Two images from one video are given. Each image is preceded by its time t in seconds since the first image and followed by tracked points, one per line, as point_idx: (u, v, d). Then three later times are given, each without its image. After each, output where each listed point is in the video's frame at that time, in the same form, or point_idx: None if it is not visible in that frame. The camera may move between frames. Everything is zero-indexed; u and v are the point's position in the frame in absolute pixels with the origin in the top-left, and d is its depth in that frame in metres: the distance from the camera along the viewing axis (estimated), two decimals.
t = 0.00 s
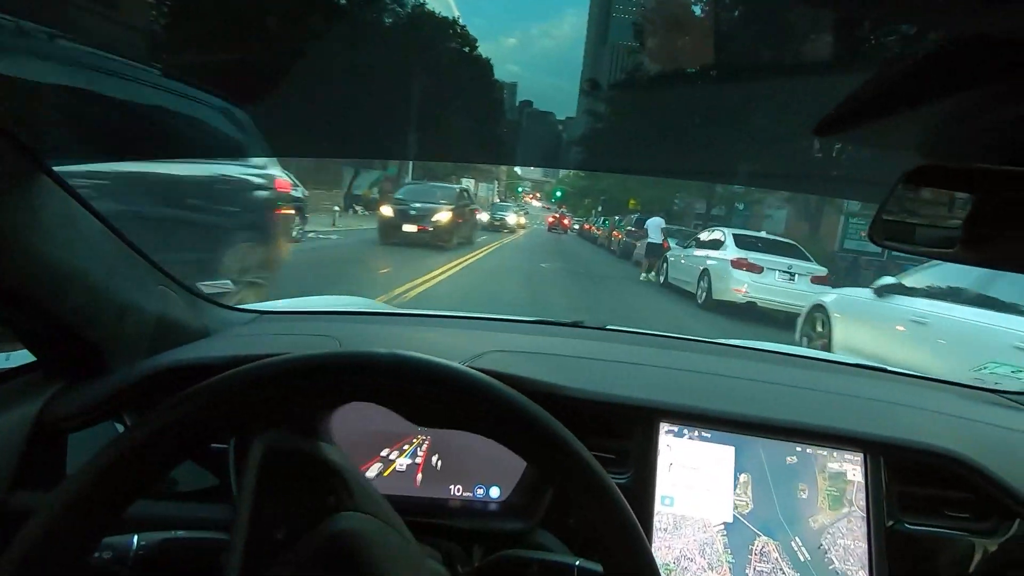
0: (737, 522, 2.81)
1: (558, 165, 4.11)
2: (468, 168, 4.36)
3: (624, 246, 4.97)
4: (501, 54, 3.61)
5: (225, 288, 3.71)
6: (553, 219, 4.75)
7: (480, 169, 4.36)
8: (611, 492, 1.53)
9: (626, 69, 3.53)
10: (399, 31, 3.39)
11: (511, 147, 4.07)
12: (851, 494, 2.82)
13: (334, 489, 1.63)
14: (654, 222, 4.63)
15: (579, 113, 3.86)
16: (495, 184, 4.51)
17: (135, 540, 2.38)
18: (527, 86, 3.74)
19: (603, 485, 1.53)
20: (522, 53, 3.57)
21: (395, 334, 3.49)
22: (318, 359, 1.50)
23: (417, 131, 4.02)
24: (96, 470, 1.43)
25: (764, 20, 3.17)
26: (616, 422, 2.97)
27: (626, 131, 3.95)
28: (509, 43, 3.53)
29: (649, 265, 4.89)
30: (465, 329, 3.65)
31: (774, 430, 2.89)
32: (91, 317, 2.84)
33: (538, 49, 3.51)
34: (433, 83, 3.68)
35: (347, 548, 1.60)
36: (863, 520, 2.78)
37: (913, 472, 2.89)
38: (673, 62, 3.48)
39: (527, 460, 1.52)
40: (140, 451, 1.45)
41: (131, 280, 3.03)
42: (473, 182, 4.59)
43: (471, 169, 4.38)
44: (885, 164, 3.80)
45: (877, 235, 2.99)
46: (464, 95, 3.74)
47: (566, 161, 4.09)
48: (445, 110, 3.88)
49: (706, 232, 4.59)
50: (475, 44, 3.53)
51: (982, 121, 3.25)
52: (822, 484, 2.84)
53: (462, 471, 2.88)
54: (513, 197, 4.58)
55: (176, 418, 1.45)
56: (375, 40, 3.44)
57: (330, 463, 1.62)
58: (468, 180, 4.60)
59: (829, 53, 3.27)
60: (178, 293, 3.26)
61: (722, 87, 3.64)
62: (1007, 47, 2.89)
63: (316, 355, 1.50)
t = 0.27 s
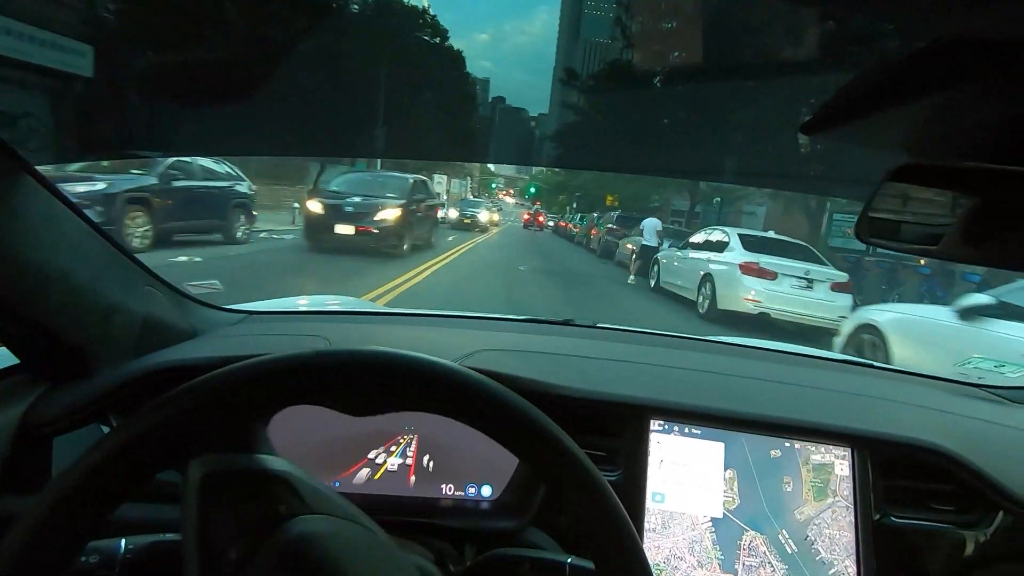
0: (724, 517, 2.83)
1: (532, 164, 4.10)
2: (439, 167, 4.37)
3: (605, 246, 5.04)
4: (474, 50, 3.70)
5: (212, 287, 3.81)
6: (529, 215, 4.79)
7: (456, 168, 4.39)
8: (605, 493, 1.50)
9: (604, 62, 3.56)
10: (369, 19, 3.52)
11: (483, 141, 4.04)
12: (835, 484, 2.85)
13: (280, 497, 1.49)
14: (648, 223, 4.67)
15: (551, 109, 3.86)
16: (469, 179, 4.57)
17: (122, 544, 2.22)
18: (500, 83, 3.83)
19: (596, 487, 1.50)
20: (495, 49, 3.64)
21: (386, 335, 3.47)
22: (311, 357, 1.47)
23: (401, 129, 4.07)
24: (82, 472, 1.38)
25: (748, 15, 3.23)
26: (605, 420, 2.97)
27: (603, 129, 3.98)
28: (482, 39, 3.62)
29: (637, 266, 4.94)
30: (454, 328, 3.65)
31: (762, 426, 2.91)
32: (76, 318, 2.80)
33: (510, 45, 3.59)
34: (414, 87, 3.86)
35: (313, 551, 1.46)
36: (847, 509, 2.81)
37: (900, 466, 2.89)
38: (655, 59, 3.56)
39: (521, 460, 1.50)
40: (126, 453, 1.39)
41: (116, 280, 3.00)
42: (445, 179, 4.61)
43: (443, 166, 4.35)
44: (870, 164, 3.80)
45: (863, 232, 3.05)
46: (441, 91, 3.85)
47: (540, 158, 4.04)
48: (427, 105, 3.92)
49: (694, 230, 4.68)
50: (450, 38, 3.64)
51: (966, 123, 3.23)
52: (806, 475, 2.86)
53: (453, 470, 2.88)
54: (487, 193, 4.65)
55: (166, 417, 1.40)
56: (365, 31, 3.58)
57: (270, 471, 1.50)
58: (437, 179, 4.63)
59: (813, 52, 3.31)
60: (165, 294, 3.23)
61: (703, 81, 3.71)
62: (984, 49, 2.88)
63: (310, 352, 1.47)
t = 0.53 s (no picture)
0: (713, 514, 2.85)
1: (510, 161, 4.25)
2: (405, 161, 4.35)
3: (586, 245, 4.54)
4: (451, 47, 3.91)
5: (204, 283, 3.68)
6: (507, 215, 4.48)
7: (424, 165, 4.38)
8: (597, 490, 1.51)
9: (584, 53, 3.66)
10: (352, 18, 3.72)
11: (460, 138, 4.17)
12: (821, 477, 2.88)
13: (261, 500, 1.49)
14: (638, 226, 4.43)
15: (528, 107, 4.09)
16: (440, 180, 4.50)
17: (112, 544, 2.12)
18: (475, 80, 4.05)
19: (589, 483, 1.51)
20: (471, 46, 3.84)
21: (376, 333, 3.47)
22: (308, 352, 1.47)
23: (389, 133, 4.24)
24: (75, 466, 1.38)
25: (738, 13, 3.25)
26: (597, 415, 2.99)
27: (578, 122, 4.15)
28: (457, 36, 3.81)
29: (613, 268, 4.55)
30: (445, 326, 3.65)
31: (751, 421, 2.94)
32: (64, 314, 2.78)
33: (486, 43, 3.79)
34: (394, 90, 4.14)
35: (288, 550, 1.45)
36: (833, 501, 2.84)
37: (888, 461, 2.92)
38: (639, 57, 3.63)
39: (514, 457, 1.50)
40: (118, 449, 1.38)
41: (104, 276, 2.97)
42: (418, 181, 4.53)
43: (417, 163, 4.37)
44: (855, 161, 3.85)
45: (851, 229, 3.08)
46: (413, 83, 4.06)
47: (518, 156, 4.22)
48: (411, 103, 4.13)
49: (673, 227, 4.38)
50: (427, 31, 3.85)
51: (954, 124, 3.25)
52: (794, 469, 2.89)
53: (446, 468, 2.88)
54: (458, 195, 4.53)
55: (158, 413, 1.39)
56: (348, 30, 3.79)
57: (251, 474, 1.50)
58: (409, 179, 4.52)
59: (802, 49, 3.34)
60: (154, 291, 3.20)
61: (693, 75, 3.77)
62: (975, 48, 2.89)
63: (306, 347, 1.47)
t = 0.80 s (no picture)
0: (706, 513, 2.86)
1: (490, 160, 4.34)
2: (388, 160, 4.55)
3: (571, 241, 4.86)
4: (428, 45, 3.89)
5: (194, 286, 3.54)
6: (490, 215, 4.74)
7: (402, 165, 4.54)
8: (592, 490, 1.52)
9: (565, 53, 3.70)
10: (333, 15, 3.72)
11: (439, 135, 4.23)
12: (812, 474, 2.90)
13: (223, 516, 1.48)
14: (635, 227, 4.58)
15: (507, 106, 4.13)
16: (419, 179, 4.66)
17: (104, 545, 1.98)
18: (454, 79, 4.07)
19: (583, 485, 1.52)
20: (450, 45, 3.83)
21: (369, 333, 3.47)
22: (309, 351, 1.47)
23: (374, 140, 4.42)
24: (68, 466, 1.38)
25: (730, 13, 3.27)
26: (592, 415, 2.99)
27: (563, 119, 4.17)
28: (436, 34, 3.80)
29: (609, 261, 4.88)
30: (436, 326, 3.65)
31: (742, 421, 2.95)
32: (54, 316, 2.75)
33: (465, 42, 3.77)
34: (373, 93, 4.20)
35: (261, 559, 1.44)
36: (823, 498, 2.86)
37: (878, 459, 2.94)
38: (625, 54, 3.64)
39: (509, 457, 1.51)
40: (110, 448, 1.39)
41: (95, 277, 2.93)
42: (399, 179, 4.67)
43: (397, 162, 4.54)
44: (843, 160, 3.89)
45: (844, 228, 3.06)
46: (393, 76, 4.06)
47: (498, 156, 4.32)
48: (393, 98, 4.17)
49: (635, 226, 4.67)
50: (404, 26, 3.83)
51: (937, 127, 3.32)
52: (784, 467, 2.91)
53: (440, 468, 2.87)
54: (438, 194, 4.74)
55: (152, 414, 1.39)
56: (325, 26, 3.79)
57: (208, 492, 1.49)
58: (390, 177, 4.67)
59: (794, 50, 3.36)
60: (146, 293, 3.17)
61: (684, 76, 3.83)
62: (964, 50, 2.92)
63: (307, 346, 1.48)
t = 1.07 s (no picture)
0: (698, 514, 2.87)
1: (473, 158, 4.30)
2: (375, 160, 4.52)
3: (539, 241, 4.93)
4: (408, 43, 3.91)
5: (188, 287, 3.66)
6: (474, 212, 4.70)
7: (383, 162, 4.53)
8: (583, 491, 1.54)
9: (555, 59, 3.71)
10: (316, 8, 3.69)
11: (420, 136, 4.18)
12: (802, 474, 2.91)
13: (178, 540, 1.60)
14: (635, 228, 4.44)
15: (490, 103, 4.08)
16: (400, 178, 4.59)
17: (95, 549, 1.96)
18: (435, 76, 4.06)
19: (575, 486, 1.54)
20: (430, 41, 3.84)
21: (361, 333, 3.46)
22: (305, 354, 1.51)
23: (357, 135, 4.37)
24: (57, 468, 1.44)
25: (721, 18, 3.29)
26: (585, 416, 2.99)
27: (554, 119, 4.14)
28: (417, 31, 3.81)
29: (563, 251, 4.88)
30: (428, 327, 3.65)
31: (732, 422, 2.97)
32: (44, 317, 2.72)
33: (446, 38, 3.77)
34: (353, 90, 4.14)
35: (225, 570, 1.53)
36: (813, 497, 2.88)
37: (869, 459, 2.95)
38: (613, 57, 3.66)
39: (501, 457, 1.53)
40: (92, 452, 1.44)
41: (85, 277, 2.91)
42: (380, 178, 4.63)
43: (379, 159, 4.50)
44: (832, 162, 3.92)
45: (836, 232, 3.10)
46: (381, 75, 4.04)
47: (482, 156, 4.29)
48: (376, 96, 4.12)
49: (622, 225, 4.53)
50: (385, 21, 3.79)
51: (928, 128, 3.35)
52: (775, 467, 2.92)
53: (433, 470, 2.85)
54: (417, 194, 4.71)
55: (129, 421, 1.43)
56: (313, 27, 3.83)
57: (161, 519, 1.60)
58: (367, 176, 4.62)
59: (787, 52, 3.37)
60: (136, 293, 3.14)
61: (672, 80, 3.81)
62: (949, 53, 2.98)
63: (301, 350, 1.52)
